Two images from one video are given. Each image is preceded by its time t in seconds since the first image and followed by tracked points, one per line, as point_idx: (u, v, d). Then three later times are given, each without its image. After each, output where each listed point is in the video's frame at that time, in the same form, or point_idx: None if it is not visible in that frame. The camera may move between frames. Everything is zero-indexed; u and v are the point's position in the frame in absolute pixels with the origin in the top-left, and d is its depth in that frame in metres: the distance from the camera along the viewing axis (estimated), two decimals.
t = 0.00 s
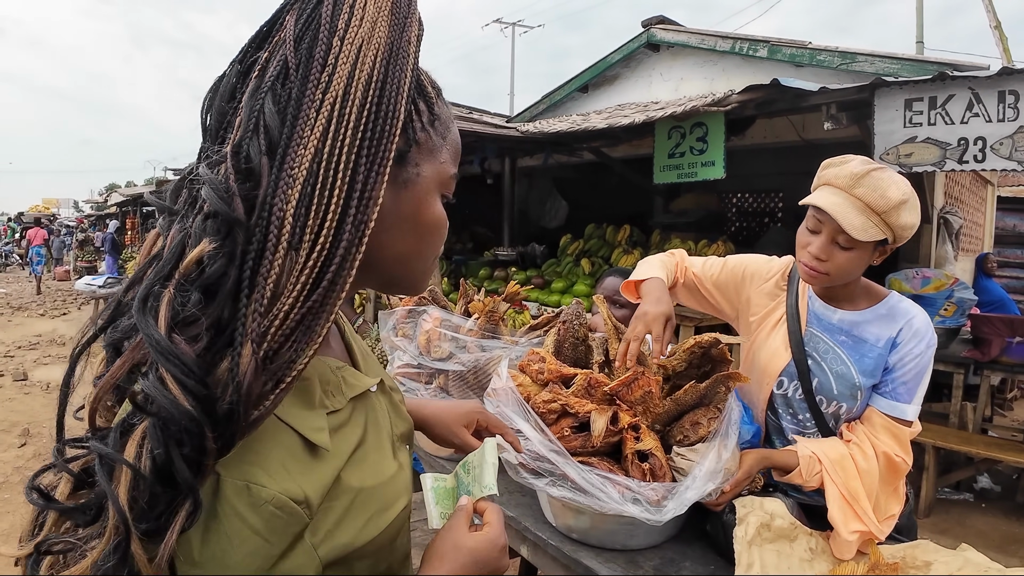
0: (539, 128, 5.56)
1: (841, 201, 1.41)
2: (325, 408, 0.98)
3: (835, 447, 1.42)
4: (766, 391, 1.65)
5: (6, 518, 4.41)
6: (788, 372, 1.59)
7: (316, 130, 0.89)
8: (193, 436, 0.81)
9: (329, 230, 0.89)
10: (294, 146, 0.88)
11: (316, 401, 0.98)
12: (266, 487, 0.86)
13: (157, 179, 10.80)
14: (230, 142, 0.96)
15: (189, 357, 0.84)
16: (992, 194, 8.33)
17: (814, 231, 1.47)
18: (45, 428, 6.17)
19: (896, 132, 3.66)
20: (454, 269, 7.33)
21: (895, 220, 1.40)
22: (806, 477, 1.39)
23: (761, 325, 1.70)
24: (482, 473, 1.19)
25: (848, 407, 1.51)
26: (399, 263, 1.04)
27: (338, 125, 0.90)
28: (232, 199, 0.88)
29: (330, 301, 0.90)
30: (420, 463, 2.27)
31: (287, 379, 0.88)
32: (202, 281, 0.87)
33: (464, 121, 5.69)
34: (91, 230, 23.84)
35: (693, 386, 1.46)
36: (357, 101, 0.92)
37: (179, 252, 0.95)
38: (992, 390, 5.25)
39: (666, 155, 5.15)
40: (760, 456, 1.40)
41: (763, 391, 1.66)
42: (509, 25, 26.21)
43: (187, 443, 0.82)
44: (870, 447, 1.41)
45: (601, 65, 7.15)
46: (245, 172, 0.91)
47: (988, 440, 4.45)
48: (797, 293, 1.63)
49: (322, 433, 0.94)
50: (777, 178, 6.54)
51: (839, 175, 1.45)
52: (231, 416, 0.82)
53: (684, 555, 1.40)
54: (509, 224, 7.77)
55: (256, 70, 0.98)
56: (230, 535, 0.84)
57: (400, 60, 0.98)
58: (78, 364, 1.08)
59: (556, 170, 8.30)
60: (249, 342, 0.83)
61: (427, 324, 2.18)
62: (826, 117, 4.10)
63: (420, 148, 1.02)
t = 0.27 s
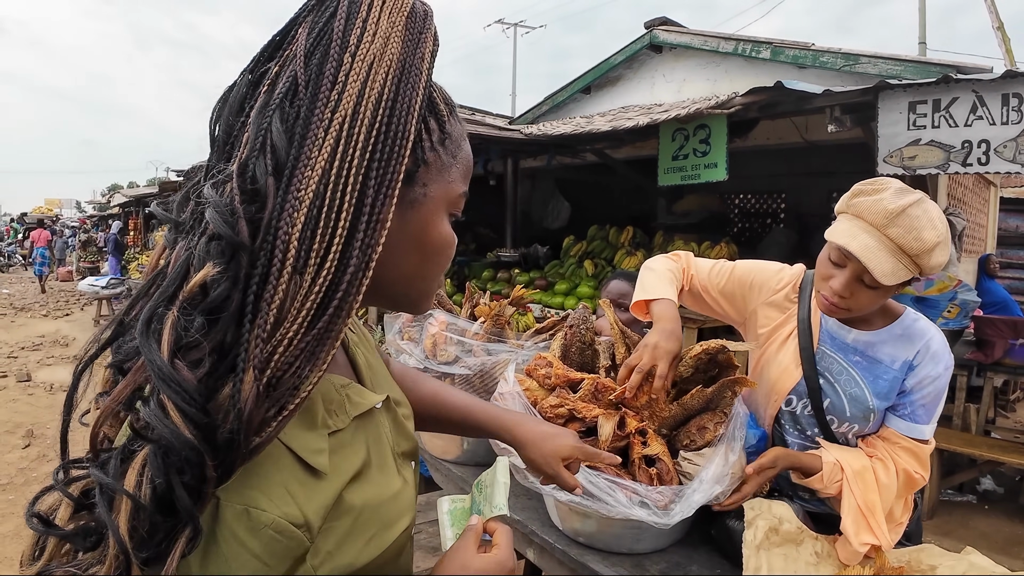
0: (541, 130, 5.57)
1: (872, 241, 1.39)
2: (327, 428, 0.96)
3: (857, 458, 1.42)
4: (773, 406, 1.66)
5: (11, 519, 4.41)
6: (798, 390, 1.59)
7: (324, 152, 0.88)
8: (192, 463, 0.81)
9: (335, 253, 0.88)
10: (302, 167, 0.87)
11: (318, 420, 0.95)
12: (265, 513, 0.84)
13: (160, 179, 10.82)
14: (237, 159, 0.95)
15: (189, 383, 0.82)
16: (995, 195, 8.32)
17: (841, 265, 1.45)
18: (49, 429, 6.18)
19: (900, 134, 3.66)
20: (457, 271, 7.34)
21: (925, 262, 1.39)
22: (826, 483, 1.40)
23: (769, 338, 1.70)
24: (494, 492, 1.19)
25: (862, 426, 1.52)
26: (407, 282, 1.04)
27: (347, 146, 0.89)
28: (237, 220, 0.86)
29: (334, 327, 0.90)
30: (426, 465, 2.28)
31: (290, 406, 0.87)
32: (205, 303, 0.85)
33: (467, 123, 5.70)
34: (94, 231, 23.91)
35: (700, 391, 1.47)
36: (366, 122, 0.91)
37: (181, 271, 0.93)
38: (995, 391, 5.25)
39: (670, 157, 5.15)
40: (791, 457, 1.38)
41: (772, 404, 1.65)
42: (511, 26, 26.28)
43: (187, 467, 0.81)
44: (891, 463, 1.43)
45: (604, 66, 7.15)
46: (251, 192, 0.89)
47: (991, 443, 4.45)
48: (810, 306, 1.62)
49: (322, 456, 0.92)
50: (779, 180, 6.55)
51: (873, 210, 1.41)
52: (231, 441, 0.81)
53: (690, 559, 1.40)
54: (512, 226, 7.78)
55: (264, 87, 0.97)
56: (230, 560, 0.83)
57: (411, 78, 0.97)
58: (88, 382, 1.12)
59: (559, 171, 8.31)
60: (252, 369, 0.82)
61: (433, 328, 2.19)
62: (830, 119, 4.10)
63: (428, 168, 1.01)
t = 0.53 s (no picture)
0: (543, 130, 5.57)
1: (877, 250, 1.38)
2: (315, 433, 0.96)
3: (865, 459, 1.42)
4: (774, 410, 1.65)
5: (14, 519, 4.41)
6: (799, 394, 1.58)
7: (303, 151, 0.87)
8: (155, 468, 0.80)
9: (313, 254, 0.87)
10: (280, 166, 0.86)
11: (305, 425, 0.95)
12: (240, 518, 0.83)
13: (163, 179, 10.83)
14: (218, 156, 0.94)
15: (157, 386, 0.81)
16: (998, 195, 8.29)
17: (846, 274, 1.43)
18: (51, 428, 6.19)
19: (902, 134, 3.65)
20: (459, 271, 7.34)
21: (931, 273, 1.38)
22: (833, 481, 1.38)
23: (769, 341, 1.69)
24: (493, 501, 1.18)
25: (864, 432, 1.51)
26: (399, 282, 1.02)
27: (326, 143, 0.88)
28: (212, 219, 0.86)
29: (311, 329, 0.89)
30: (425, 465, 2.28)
31: (266, 408, 0.87)
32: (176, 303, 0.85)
33: (469, 122, 5.69)
34: (97, 231, 23.95)
35: (701, 390, 1.46)
36: (348, 118, 0.89)
37: (158, 270, 0.93)
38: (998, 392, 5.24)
39: (671, 157, 5.15)
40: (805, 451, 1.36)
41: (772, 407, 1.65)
42: (513, 26, 26.29)
43: (152, 472, 0.80)
44: (898, 466, 1.42)
45: (606, 66, 7.15)
46: (228, 190, 0.88)
47: (994, 443, 4.43)
48: (813, 309, 1.60)
49: (307, 461, 0.91)
50: (781, 180, 6.54)
51: (881, 218, 1.40)
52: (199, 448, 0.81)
53: (690, 560, 1.39)
54: (513, 226, 7.78)
55: (248, 80, 0.96)
56: (201, 566, 0.81)
57: (399, 71, 0.96)
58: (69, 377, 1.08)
59: (560, 171, 8.30)
60: (222, 372, 0.81)
61: (433, 327, 2.18)
62: (832, 119, 4.09)
63: (417, 164, 1.00)
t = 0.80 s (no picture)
0: (543, 129, 5.56)
1: (866, 248, 1.38)
2: (305, 428, 0.95)
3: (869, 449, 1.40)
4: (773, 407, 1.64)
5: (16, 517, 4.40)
6: (799, 389, 1.58)
7: (289, 145, 0.86)
8: (138, 464, 0.81)
9: (300, 249, 0.86)
10: (267, 160, 0.86)
11: (295, 420, 0.95)
12: (225, 513, 0.83)
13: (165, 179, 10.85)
14: (205, 150, 0.94)
15: (141, 382, 0.82)
16: (1000, 194, 8.27)
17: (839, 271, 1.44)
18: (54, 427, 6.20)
19: (903, 132, 3.64)
20: (460, 271, 7.34)
21: (924, 265, 1.37)
22: (837, 471, 1.37)
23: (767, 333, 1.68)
24: (491, 501, 1.18)
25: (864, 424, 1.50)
26: (389, 278, 1.02)
27: (314, 136, 0.88)
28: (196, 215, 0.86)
29: (299, 325, 0.88)
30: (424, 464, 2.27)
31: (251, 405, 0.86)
32: (162, 298, 0.85)
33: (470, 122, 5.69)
34: (99, 232, 24.01)
35: (699, 387, 1.46)
36: (336, 112, 0.89)
37: (145, 264, 0.94)
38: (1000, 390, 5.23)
39: (672, 155, 5.14)
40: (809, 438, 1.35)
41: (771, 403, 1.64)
42: (514, 27, 26.28)
43: (136, 466, 0.81)
44: (901, 457, 1.40)
45: (607, 66, 7.14)
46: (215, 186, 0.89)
47: (995, 442, 4.42)
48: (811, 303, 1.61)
49: (296, 456, 0.91)
50: (782, 179, 6.54)
51: (867, 216, 1.40)
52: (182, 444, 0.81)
53: (688, 557, 1.39)
54: (515, 225, 7.77)
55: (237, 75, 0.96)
56: (185, 559, 0.81)
57: (388, 64, 0.95)
58: (55, 375, 1.08)
59: (561, 171, 8.29)
60: (206, 367, 0.81)
61: (431, 325, 2.18)
62: (832, 117, 4.09)
63: (407, 159, 1.00)
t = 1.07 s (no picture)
0: (544, 127, 5.57)
1: (877, 230, 1.38)
2: (305, 416, 0.96)
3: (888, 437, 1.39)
4: (780, 395, 1.64)
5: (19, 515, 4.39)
6: (807, 377, 1.59)
7: (290, 133, 0.87)
8: (140, 443, 0.81)
9: (300, 234, 0.87)
10: (267, 148, 0.86)
11: (296, 408, 0.95)
12: (226, 496, 0.84)
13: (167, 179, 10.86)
14: (208, 139, 0.94)
15: (143, 362, 0.82)
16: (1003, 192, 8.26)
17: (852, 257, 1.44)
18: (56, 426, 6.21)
19: (904, 129, 3.64)
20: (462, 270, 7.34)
21: (932, 236, 1.38)
22: (862, 459, 1.35)
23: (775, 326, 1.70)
24: (488, 488, 1.18)
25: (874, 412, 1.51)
26: (388, 268, 1.03)
27: (314, 124, 0.88)
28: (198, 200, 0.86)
29: (300, 308, 0.89)
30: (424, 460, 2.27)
31: (252, 387, 0.87)
32: (164, 281, 0.85)
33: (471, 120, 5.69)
34: (102, 233, 24.07)
35: (699, 382, 1.46)
36: (335, 100, 0.90)
37: (148, 249, 0.94)
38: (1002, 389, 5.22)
39: (673, 154, 5.14)
40: (838, 426, 1.33)
41: (777, 394, 1.65)
42: (516, 27, 26.30)
43: (137, 446, 0.81)
44: (919, 444, 1.41)
45: (608, 64, 7.14)
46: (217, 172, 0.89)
47: (997, 440, 4.42)
48: (817, 290, 1.62)
49: (296, 443, 0.91)
50: (784, 178, 6.54)
51: (869, 199, 1.41)
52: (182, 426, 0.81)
53: (688, 552, 1.39)
54: (516, 224, 7.78)
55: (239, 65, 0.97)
56: (187, 542, 0.82)
57: (387, 55, 0.96)
58: (57, 365, 1.09)
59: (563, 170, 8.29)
60: (208, 350, 0.82)
61: (432, 322, 2.19)
62: (833, 115, 4.09)
63: (407, 147, 1.00)
